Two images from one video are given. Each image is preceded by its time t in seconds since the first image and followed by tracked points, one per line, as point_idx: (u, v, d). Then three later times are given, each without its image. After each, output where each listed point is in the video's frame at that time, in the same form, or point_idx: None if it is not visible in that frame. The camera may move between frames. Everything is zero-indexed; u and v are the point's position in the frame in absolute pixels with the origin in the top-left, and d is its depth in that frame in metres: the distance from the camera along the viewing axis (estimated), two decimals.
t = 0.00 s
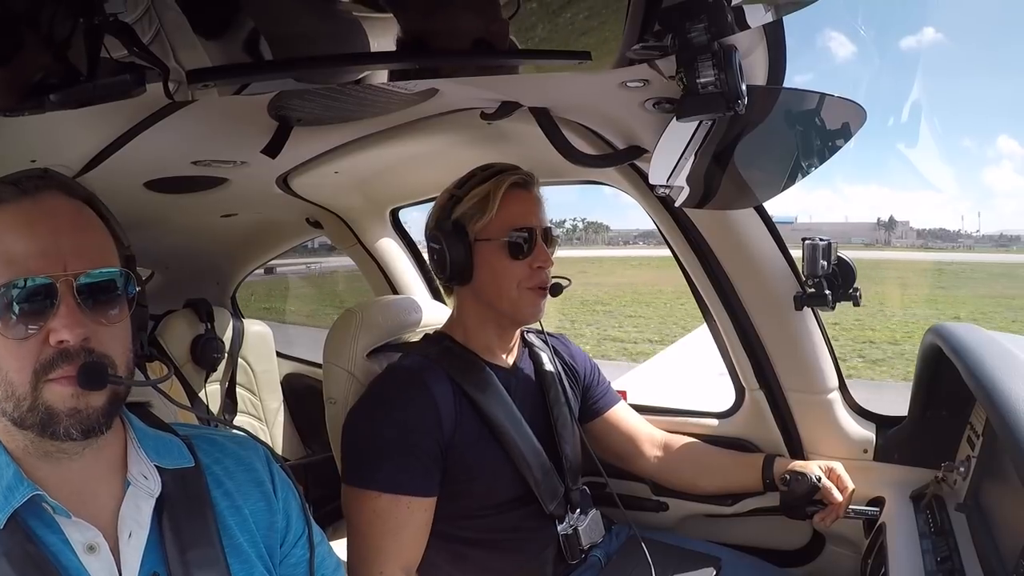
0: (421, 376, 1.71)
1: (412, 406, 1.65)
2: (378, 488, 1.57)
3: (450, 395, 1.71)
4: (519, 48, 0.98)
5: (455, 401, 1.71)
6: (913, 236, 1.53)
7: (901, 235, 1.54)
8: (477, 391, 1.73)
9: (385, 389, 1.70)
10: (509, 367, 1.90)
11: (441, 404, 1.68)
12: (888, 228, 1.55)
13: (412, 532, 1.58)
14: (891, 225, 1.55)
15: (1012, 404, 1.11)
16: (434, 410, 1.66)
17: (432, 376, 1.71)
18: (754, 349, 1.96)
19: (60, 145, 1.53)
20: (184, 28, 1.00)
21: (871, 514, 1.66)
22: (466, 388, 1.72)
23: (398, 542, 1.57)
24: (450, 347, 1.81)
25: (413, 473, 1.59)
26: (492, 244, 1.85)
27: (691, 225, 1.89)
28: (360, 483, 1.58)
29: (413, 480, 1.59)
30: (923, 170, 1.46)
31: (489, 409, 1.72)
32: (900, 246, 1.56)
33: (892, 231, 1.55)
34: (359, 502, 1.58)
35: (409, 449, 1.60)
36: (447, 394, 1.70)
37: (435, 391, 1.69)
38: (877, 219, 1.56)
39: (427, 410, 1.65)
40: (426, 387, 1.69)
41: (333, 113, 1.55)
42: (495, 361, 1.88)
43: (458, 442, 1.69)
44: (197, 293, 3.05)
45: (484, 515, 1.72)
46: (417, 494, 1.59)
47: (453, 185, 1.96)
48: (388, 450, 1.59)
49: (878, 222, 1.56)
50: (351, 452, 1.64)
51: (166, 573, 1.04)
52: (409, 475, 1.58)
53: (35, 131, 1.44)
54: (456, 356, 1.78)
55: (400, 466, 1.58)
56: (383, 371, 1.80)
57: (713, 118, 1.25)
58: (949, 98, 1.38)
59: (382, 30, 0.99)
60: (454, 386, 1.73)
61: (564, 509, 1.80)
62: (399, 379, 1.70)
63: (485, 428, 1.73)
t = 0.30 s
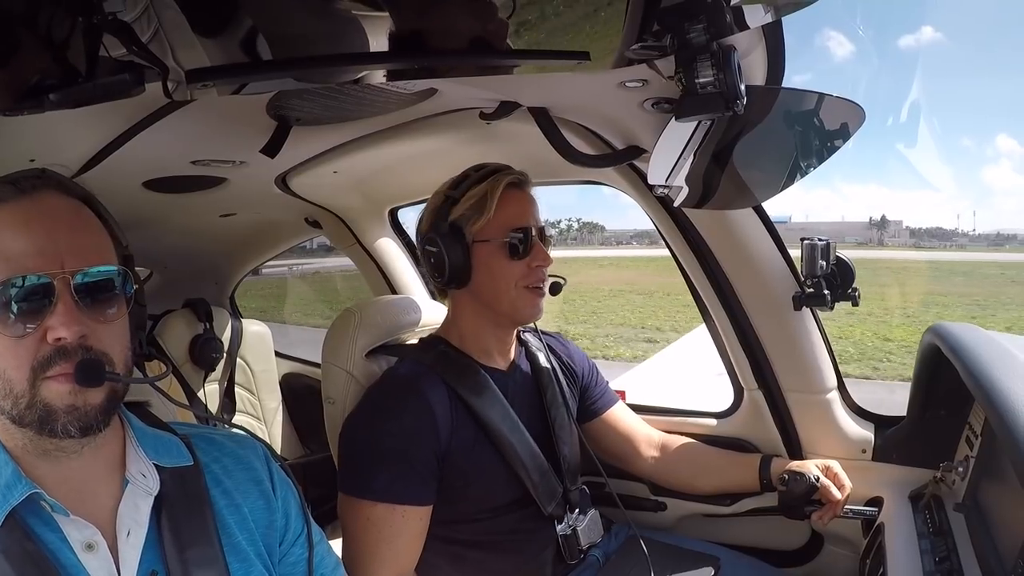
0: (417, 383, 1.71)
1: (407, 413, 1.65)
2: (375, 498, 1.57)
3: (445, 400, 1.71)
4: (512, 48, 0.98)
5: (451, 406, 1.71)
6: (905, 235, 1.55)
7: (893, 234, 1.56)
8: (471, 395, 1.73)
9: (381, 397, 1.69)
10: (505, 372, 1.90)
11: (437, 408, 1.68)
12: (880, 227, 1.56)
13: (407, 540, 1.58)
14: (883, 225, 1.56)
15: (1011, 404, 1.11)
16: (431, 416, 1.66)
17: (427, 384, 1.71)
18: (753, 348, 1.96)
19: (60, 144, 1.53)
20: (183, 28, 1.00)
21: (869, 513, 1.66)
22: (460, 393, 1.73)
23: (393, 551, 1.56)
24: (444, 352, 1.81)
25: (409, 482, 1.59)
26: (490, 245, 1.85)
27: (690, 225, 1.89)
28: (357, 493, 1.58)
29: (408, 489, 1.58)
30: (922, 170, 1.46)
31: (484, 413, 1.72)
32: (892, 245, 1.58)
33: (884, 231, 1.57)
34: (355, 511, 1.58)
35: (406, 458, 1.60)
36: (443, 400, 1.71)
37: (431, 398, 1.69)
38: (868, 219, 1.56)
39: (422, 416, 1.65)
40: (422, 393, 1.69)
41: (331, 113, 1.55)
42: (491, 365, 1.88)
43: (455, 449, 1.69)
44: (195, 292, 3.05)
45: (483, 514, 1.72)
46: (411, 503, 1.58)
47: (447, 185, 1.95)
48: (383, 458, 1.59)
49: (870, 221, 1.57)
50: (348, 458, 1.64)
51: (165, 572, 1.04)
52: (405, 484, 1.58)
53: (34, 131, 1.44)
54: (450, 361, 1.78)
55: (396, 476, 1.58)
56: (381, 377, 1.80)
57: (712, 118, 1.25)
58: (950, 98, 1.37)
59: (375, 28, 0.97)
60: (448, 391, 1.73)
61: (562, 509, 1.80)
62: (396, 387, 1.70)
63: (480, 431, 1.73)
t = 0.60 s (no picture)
0: (413, 386, 1.71)
1: (402, 416, 1.65)
2: (372, 502, 1.57)
3: (442, 403, 1.71)
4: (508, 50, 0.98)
5: (448, 409, 1.71)
6: (898, 236, 1.55)
7: (887, 236, 1.56)
8: (467, 396, 1.72)
9: (376, 400, 1.69)
10: (501, 373, 1.90)
11: (433, 411, 1.68)
12: (873, 228, 1.56)
13: (403, 544, 1.57)
14: (876, 225, 1.56)
15: (1009, 405, 1.11)
16: (427, 419, 1.66)
17: (424, 387, 1.71)
18: (751, 348, 1.96)
19: (57, 144, 1.53)
20: (181, 27, 0.99)
21: (868, 513, 1.66)
22: (458, 395, 1.72)
23: (390, 553, 1.56)
24: (439, 353, 1.81)
25: (406, 486, 1.59)
26: (489, 243, 1.85)
27: (689, 226, 1.89)
28: (355, 497, 1.58)
29: (405, 492, 1.59)
30: (920, 170, 1.46)
31: (480, 413, 1.72)
32: (886, 245, 1.58)
33: (878, 232, 1.56)
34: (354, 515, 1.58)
35: (405, 463, 1.60)
36: (440, 403, 1.70)
37: (428, 400, 1.69)
38: (861, 219, 1.57)
39: (418, 419, 1.65)
40: (419, 397, 1.68)
41: (329, 113, 1.55)
42: (486, 366, 1.88)
43: (451, 453, 1.69)
44: (194, 293, 3.05)
45: (480, 514, 1.73)
46: (408, 506, 1.59)
47: (442, 184, 1.94)
48: (382, 459, 1.59)
49: (864, 222, 1.57)
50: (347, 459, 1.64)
51: (162, 573, 1.04)
52: (401, 488, 1.58)
53: (32, 131, 1.43)
54: (447, 361, 1.78)
55: (393, 480, 1.58)
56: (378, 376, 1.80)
57: (710, 118, 1.25)
58: (948, 99, 1.38)
59: (373, 27, 0.96)
60: (445, 392, 1.73)
61: (559, 509, 1.80)
62: (392, 391, 1.70)
63: (476, 433, 1.73)
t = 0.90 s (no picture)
0: (414, 380, 1.71)
1: (404, 410, 1.65)
2: (369, 493, 1.56)
3: (444, 399, 1.71)
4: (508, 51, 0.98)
5: (448, 408, 1.71)
6: (892, 235, 1.56)
7: (880, 233, 1.57)
8: (466, 392, 1.73)
9: (376, 396, 1.69)
10: (498, 371, 1.90)
11: (435, 408, 1.68)
12: (865, 226, 1.58)
13: (402, 539, 1.57)
14: (869, 224, 1.57)
15: (1007, 405, 1.11)
16: (428, 414, 1.66)
17: (425, 381, 1.71)
18: (749, 348, 1.96)
19: (55, 144, 1.53)
20: (179, 28, 0.99)
21: (867, 514, 1.65)
22: (459, 393, 1.73)
23: (388, 550, 1.55)
24: (439, 349, 1.81)
25: (406, 480, 1.59)
26: (489, 241, 1.85)
27: (688, 227, 1.89)
28: (353, 490, 1.58)
29: (404, 486, 1.58)
30: (917, 169, 1.47)
31: (479, 411, 1.72)
32: (879, 244, 1.59)
33: (871, 230, 1.58)
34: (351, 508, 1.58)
35: (406, 458, 1.60)
36: (441, 400, 1.70)
37: (429, 396, 1.69)
38: (855, 219, 1.58)
39: (419, 414, 1.65)
40: (421, 392, 1.68)
41: (328, 113, 1.55)
42: (485, 365, 1.88)
43: (452, 448, 1.69)
44: (192, 293, 3.05)
45: (479, 513, 1.73)
46: (408, 502, 1.59)
47: (445, 182, 1.94)
48: (382, 457, 1.59)
49: (856, 221, 1.58)
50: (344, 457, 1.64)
51: (161, 573, 1.04)
52: (400, 483, 1.58)
53: (30, 131, 1.43)
54: (448, 358, 1.78)
55: (391, 475, 1.58)
56: (376, 375, 1.80)
57: (708, 118, 1.25)
58: (946, 99, 1.38)
59: (372, 30, 0.96)
60: (446, 390, 1.73)
61: (555, 509, 1.80)
62: (395, 385, 1.70)
63: (475, 433, 1.73)
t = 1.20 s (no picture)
0: (413, 379, 1.71)
1: (406, 409, 1.65)
2: (368, 492, 1.56)
3: (444, 399, 1.71)
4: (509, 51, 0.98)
5: (447, 408, 1.71)
6: (887, 236, 1.56)
7: (875, 235, 1.57)
8: (466, 391, 1.73)
9: (377, 395, 1.69)
10: (498, 370, 1.90)
11: (434, 408, 1.68)
12: (859, 227, 1.58)
13: (402, 538, 1.57)
14: (863, 225, 1.57)
15: (1005, 406, 1.11)
16: (429, 413, 1.66)
17: (426, 380, 1.71)
18: (749, 349, 1.96)
19: (54, 145, 1.53)
20: (178, 29, 0.99)
21: (865, 515, 1.62)
22: (459, 393, 1.73)
23: (388, 549, 1.55)
24: (438, 348, 1.82)
25: (405, 479, 1.59)
26: (489, 241, 1.85)
27: (687, 228, 1.89)
28: (353, 490, 1.58)
29: (403, 485, 1.58)
30: (916, 170, 1.46)
31: (479, 411, 1.72)
32: (874, 245, 1.59)
33: (866, 232, 1.58)
34: (350, 509, 1.58)
35: (407, 456, 1.60)
36: (441, 400, 1.70)
37: (429, 395, 1.69)
38: (850, 220, 1.58)
39: (420, 413, 1.65)
40: (421, 391, 1.69)
41: (327, 114, 1.54)
42: (484, 364, 1.88)
43: (452, 447, 1.69)
44: (191, 293, 3.04)
45: (478, 514, 1.73)
46: (408, 502, 1.58)
47: (450, 181, 1.94)
48: (381, 458, 1.59)
49: (851, 222, 1.58)
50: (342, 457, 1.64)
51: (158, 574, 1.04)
52: (400, 482, 1.58)
53: (29, 132, 1.43)
54: (447, 358, 1.78)
55: (391, 474, 1.57)
56: (376, 375, 1.80)
57: (707, 119, 1.24)
58: (945, 99, 1.38)
59: (371, 29, 0.95)
60: (445, 390, 1.73)
61: (554, 509, 1.80)
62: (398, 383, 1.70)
63: (475, 433, 1.73)
